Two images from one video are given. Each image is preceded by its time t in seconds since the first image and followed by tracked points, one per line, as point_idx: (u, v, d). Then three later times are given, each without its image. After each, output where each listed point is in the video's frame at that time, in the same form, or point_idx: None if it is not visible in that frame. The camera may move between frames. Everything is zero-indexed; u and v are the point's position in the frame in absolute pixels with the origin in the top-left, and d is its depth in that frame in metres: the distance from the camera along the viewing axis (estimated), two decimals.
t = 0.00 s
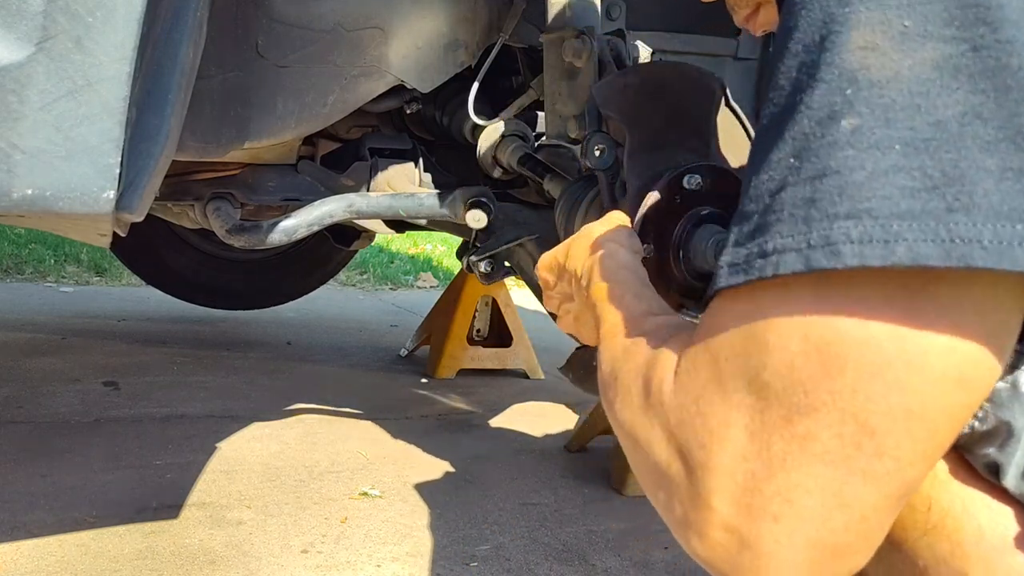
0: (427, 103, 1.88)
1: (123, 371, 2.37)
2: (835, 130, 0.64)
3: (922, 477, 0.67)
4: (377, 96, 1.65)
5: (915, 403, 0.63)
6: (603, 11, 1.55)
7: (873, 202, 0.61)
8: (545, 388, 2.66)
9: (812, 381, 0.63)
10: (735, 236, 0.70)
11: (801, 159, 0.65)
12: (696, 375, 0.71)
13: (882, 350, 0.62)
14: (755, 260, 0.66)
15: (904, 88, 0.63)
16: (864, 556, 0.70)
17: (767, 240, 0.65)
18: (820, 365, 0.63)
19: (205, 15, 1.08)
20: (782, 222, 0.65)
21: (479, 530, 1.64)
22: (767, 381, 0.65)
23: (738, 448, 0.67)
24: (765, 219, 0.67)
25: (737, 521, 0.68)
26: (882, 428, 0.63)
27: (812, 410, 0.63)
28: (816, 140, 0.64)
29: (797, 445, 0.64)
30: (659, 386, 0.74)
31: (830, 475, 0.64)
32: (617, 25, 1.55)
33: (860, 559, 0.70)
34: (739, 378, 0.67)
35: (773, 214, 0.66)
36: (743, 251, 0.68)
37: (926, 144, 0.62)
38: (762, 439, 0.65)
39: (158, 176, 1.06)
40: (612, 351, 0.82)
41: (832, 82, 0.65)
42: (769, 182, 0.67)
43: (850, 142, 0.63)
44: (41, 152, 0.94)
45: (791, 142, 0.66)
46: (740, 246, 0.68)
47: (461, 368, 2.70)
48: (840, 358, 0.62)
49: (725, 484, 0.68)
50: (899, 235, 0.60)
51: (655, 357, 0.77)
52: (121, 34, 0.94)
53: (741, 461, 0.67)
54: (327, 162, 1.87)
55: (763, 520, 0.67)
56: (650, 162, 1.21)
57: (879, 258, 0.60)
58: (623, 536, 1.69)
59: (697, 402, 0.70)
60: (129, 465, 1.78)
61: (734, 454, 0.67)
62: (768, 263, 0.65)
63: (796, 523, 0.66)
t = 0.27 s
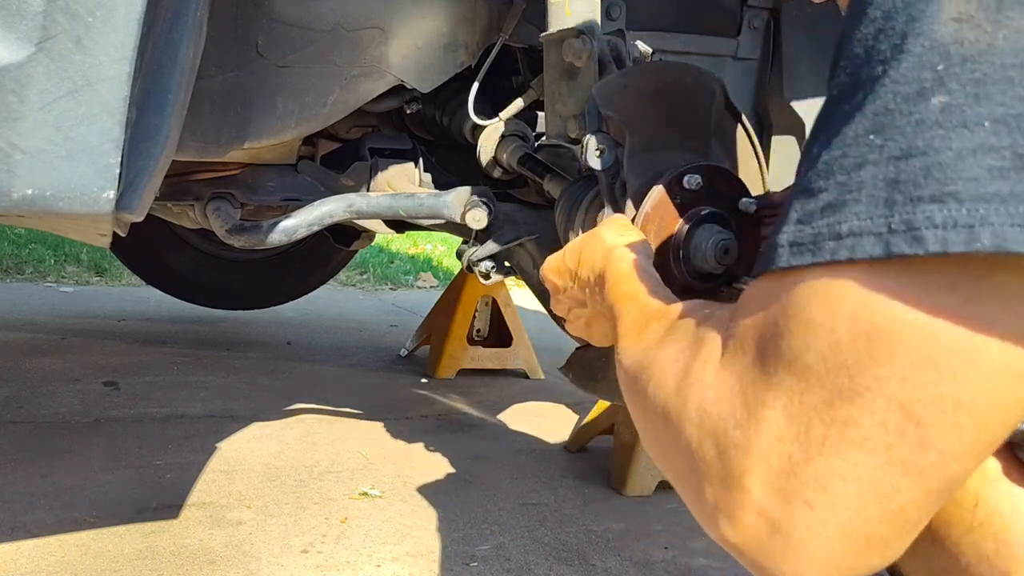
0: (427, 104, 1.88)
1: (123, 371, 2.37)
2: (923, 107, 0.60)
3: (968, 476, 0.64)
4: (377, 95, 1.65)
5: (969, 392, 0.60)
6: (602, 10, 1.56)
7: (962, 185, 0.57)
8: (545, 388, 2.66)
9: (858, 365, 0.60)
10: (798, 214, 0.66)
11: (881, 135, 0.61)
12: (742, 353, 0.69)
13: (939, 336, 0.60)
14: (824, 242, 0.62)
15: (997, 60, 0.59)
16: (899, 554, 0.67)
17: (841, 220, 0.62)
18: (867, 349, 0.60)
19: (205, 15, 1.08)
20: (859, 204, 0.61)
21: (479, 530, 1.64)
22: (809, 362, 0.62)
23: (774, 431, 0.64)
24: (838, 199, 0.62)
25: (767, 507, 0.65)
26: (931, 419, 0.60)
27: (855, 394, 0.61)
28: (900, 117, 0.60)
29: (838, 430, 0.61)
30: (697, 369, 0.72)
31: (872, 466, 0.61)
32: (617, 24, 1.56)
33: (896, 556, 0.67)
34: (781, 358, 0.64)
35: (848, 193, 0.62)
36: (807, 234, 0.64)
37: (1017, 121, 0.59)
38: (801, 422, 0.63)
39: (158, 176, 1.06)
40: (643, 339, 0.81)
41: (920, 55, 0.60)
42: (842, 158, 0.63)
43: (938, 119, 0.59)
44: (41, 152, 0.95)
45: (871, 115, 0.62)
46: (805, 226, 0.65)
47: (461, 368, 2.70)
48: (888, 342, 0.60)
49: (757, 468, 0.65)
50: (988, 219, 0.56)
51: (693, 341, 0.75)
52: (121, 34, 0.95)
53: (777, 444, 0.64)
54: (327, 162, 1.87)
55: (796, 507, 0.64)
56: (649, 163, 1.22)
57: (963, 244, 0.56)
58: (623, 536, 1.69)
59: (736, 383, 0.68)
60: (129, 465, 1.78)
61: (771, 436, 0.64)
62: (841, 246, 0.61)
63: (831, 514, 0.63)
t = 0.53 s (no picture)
0: (427, 104, 1.88)
1: (123, 371, 2.37)
2: (987, 62, 0.59)
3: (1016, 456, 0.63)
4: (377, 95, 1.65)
5: None
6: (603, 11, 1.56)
7: None
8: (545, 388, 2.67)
9: (928, 336, 0.58)
10: (845, 175, 0.65)
11: (939, 90, 0.61)
12: (791, 326, 0.66)
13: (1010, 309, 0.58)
14: (874, 200, 0.61)
15: None
16: (934, 533, 0.65)
17: (895, 176, 0.61)
18: (940, 322, 0.58)
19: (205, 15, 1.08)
20: (914, 159, 0.60)
21: (479, 530, 1.64)
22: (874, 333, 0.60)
23: (828, 405, 0.61)
24: (889, 154, 0.62)
25: (811, 481, 0.63)
26: (997, 394, 0.58)
27: (921, 367, 0.58)
28: (962, 72, 0.60)
29: (900, 403, 0.59)
30: (737, 345, 0.70)
31: (931, 440, 0.59)
32: (618, 24, 1.56)
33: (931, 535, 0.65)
34: (838, 331, 0.62)
35: (902, 149, 0.61)
36: (856, 194, 0.63)
37: None
38: (860, 396, 0.60)
39: (158, 176, 1.06)
40: (672, 316, 0.78)
41: (985, 12, 0.60)
42: (895, 116, 0.63)
43: (1004, 75, 0.58)
44: (41, 152, 0.95)
45: (928, 72, 0.62)
46: (853, 185, 0.64)
47: (461, 368, 2.70)
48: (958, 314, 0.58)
49: (805, 442, 0.62)
50: None
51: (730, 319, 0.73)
52: (121, 34, 0.95)
53: (827, 417, 0.61)
54: (328, 162, 1.87)
55: (843, 482, 0.62)
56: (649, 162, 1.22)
57: None
58: (623, 536, 1.69)
59: (784, 356, 0.65)
60: (129, 465, 1.78)
61: (822, 409, 0.61)
62: (894, 202, 0.60)
63: (879, 489, 0.61)
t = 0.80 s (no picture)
0: (427, 104, 1.88)
1: (123, 371, 2.37)
2: (973, 36, 0.62)
3: (955, 398, 0.63)
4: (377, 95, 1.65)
5: (968, 300, 0.59)
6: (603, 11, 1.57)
7: (1007, 112, 0.60)
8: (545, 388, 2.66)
9: (861, 264, 0.60)
10: (823, 136, 0.68)
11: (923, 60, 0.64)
12: (741, 265, 0.69)
13: (944, 241, 0.59)
14: (845, 156, 0.64)
15: None
16: (868, 476, 0.66)
17: (869, 137, 0.64)
18: (873, 248, 0.60)
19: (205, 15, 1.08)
20: (893, 123, 0.63)
21: (479, 530, 1.64)
22: (811, 264, 0.62)
23: (764, 335, 0.64)
24: (868, 117, 0.65)
25: (738, 411, 0.66)
26: (922, 324, 0.59)
27: (851, 292, 0.60)
28: (947, 43, 0.63)
29: (828, 330, 0.61)
30: (692, 287, 0.73)
31: (857, 369, 0.61)
32: (618, 24, 1.56)
33: (864, 478, 0.66)
34: (778, 263, 0.65)
35: (881, 111, 0.64)
36: (828, 150, 0.66)
37: None
38: (791, 324, 0.63)
39: (159, 176, 1.06)
40: (641, 270, 0.81)
41: None
42: (880, 83, 0.66)
43: (987, 50, 0.62)
44: (41, 152, 0.94)
45: (914, 45, 0.65)
46: (827, 144, 0.67)
47: (461, 368, 2.70)
48: (891, 244, 0.60)
49: (738, 372, 0.65)
50: None
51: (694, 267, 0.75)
52: (121, 34, 0.95)
53: (761, 348, 0.64)
54: (328, 162, 1.87)
55: (769, 410, 0.64)
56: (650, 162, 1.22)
57: (1007, 168, 0.58)
58: (623, 536, 1.69)
59: (730, 292, 0.68)
60: (129, 465, 1.78)
61: (758, 340, 0.64)
62: (865, 159, 0.63)
63: (803, 419, 0.63)
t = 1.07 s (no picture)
0: (427, 104, 1.88)
1: (123, 371, 2.37)
2: (902, 47, 0.64)
3: (931, 403, 0.63)
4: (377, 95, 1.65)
5: (933, 304, 0.60)
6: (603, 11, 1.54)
7: (938, 116, 0.61)
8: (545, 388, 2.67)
9: (822, 277, 0.61)
10: (772, 157, 0.70)
11: (859, 75, 0.65)
12: (709, 286, 0.70)
13: (904, 247, 0.60)
14: (793, 174, 0.65)
15: (974, 4, 0.63)
16: (859, 494, 0.65)
17: (814, 153, 0.65)
18: (832, 261, 0.61)
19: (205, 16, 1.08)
20: (833, 137, 0.64)
21: (479, 530, 1.64)
22: (775, 282, 0.63)
23: (737, 357, 0.64)
24: (813, 134, 0.66)
25: (721, 437, 0.66)
26: (888, 332, 0.60)
27: (815, 306, 0.61)
28: (879, 56, 0.65)
29: (798, 346, 0.62)
30: (667, 310, 0.73)
31: (829, 383, 0.61)
32: (617, 25, 1.54)
33: (855, 497, 0.65)
34: (745, 284, 0.65)
35: (823, 128, 0.66)
36: (779, 169, 0.67)
37: (996, 57, 0.62)
38: (762, 344, 0.63)
39: (158, 176, 1.06)
40: (626, 295, 0.82)
41: (901, 3, 0.65)
42: (821, 102, 0.67)
43: (916, 57, 0.63)
44: (41, 152, 0.95)
45: (850, 62, 0.67)
46: (777, 165, 0.68)
47: (461, 368, 2.70)
48: (852, 255, 0.60)
49: (717, 396, 0.65)
50: (963, 142, 0.60)
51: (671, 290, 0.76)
52: (121, 34, 0.95)
53: (736, 370, 0.64)
54: (328, 162, 1.87)
55: (750, 433, 0.64)
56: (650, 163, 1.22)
57: (941, 167, 0.59)
58: (623, 536, 1.69)
59: (701, 315, 0.69)
60: (129, 465, 1.78)
61: (731, 363, 0.65)
62: (810, 174, 0.64)
63: (784, 439, 0.63)
